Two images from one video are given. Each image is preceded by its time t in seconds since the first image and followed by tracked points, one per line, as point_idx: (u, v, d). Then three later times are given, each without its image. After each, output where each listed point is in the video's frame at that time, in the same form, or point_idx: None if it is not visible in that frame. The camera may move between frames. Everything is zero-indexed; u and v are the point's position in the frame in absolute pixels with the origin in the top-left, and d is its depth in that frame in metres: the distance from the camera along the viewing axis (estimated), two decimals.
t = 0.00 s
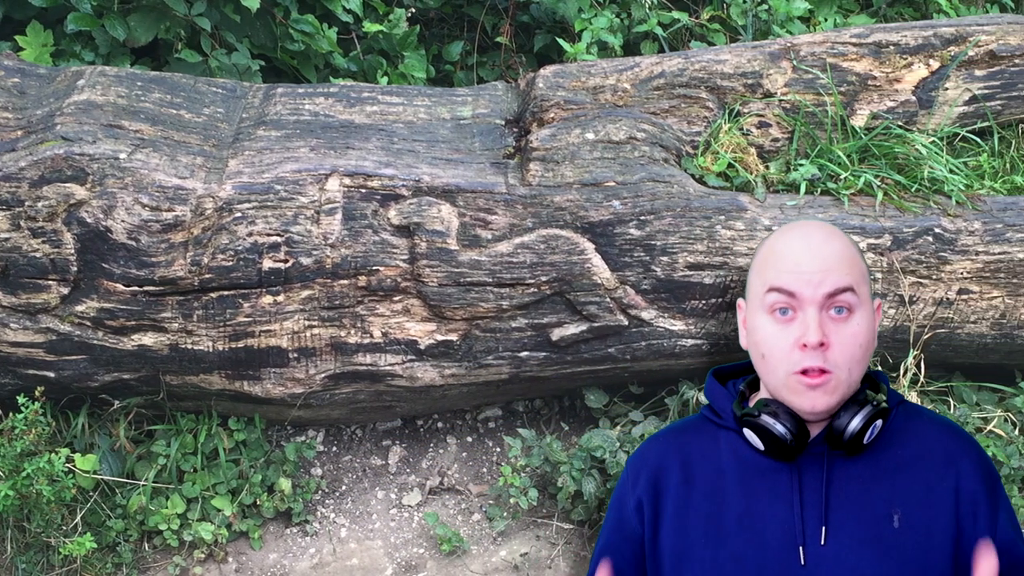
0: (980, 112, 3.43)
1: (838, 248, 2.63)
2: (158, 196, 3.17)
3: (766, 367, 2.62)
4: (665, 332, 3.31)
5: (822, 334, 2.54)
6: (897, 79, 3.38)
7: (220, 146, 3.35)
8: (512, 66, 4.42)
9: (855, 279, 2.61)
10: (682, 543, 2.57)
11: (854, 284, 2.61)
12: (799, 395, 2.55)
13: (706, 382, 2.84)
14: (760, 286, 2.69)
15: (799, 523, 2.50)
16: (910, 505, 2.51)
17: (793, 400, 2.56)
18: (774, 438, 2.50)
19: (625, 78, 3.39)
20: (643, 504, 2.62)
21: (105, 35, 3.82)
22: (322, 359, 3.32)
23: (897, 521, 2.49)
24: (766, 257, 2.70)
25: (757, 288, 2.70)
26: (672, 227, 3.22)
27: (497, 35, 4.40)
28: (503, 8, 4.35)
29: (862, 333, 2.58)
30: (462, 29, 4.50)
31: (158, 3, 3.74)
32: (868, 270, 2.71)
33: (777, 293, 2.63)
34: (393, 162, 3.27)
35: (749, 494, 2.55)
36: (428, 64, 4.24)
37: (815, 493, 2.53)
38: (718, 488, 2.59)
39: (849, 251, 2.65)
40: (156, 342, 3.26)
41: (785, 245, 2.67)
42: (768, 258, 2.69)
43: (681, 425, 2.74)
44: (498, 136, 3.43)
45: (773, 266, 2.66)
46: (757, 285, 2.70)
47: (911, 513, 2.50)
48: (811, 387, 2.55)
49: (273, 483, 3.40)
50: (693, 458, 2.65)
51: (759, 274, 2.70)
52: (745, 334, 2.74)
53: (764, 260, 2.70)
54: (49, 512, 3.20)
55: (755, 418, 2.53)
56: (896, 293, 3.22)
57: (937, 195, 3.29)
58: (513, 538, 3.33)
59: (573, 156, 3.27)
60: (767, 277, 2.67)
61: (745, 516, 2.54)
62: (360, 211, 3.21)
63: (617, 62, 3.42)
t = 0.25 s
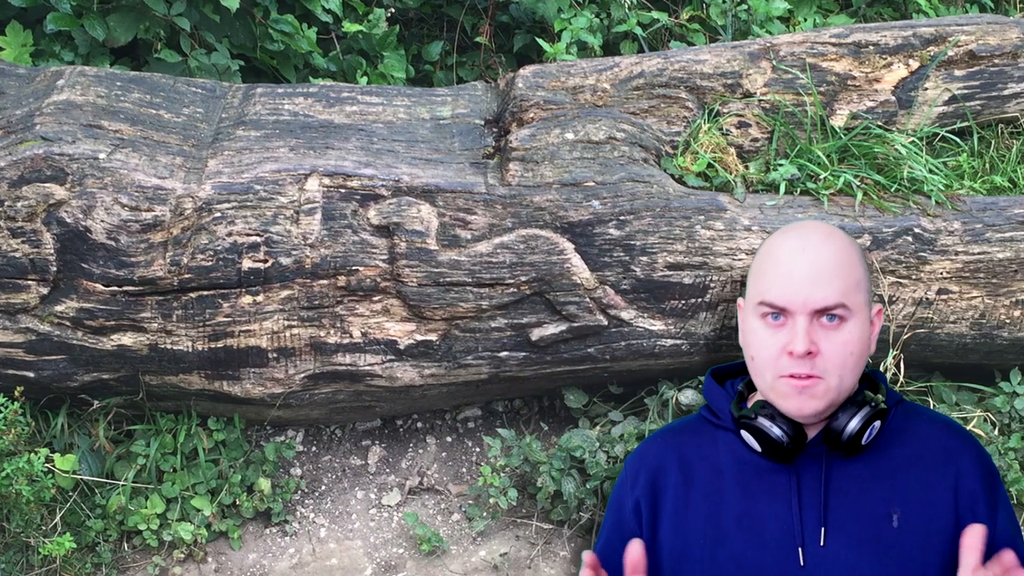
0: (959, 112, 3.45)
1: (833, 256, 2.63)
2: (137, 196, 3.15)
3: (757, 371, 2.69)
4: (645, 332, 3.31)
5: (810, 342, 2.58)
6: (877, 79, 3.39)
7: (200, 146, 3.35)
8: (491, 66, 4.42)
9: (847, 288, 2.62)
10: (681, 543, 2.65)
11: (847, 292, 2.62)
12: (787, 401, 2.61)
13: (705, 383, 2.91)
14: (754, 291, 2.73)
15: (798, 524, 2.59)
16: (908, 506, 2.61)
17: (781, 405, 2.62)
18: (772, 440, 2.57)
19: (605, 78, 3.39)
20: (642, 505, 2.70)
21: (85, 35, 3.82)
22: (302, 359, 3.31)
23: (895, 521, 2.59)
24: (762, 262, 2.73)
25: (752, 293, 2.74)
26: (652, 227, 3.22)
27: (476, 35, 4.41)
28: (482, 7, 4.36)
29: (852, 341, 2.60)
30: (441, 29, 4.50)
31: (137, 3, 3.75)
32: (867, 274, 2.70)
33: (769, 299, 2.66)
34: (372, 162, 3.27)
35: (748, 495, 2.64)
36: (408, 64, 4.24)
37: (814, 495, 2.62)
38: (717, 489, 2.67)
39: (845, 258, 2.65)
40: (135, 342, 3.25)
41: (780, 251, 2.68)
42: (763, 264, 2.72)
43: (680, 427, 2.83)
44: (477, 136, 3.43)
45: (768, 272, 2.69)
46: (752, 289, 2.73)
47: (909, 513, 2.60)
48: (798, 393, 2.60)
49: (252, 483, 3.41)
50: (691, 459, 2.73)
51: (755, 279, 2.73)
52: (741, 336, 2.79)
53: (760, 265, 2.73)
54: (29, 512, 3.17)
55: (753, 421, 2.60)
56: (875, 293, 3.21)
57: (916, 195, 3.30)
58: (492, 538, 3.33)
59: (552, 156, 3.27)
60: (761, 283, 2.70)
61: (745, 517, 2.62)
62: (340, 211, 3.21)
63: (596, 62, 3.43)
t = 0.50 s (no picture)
0: (938, 112, 3.51)
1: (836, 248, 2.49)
2: (116, 196, 3.15)
3: (755, 364, 2.53)
4: (624, 332, 3.31)
5: (810, 334, 2.44)
6: (856, 79, 3.44)
7: (179, 146, 3.34)
8: (470, 66, 4.43)
9: (849, 281, 2.48)
10: (681, 541, 2.46)
11: (848, 286, 2.47)
12: (785, 394, 2.45)
13: (704, 383, 2.73)
14: (754, 285, 2.59)
15: (796, 524, 2.39)
16: (909, 504, 2.40)
17: (780, 398, 2.46)
18: (771, 439, 2.39)
19: (584, 78, 3.41)
20: (643, 504, 2.50)
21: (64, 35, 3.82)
22: (281, 359, 3.31)
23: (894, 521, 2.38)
24: (763, 255, 2.59)
25: (752, 285, 2.60)
26: (631, 227, 3.21)
27: (455, 35, 4.42)
28: (462, 7, 4.37)
29: (854, 335, 2.46)
30: (420, 29, 4.51)
31: (116, 3, 3.75)
32: (870, 270, 2.56)
33: (769, 290, 2.52)
34: (352, 162, 3.27)
35: (749, 494, 2.45)
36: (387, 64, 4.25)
37: (813, 493, 2.43)
38: (717, 487, 2.48)
39: (847, 252, 2.51)
40: (114, 342, 3.24)
41: (782, 243, 2.55)
42: (763, 257, 2.58)
43: (679, 426, 2.64)
44: (456, 136, 3.44)
45: (769, 264, 2.55)
46: (752, 281, 2.60)
47: (910, 514, 2.39)
48: (797, 386, 2.44)
49: (232, 483, 3.41)
50: (692, 457, 2.54)
51: (755, 272, 2.59)
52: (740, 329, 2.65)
53: (761, 257, 2.60)
54: (7, 513, 3.17)
55: (752, 419, 2.42)
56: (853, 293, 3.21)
57: (895, 195, 3.30)
58: (471, 538, 3.34)
59: (532, 156, 3.27)
60: (761, 275, 2.57)
61: (745, 516, 2.43)
62: (319, 211, 3.20)
63: (576, 62, 3.44)
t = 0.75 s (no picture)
0: (918, 112, 3.52)
1: (835, 251, 2.46)
2: (96, 196, 3.14)
3: (757, 367, 2.49)
4: (603, 332, 3.31)
5: (813, 337, 2.40)
6: (835, 79, 3.45)
7: (158, 146, 3.34)
8: (450, 66, 4.43)
9: (849, 284, 2.45)
10: (680, 542, 2.45)
11: (849, 289, 2.44)
12: (788, 397, 2.42)
13: (703, 383, 2.72)
14: (754, 288, 2.55)
15: (796, 522, 2.38)
16: (908, 504, 2.39)
17: (782, 402, 2.43)
18: (770, 437, 2.39)
19: (563, 78, 3.41)
20: (642, 505, 2.49)
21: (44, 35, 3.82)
22: (260, 359, 3.31)
23: (893, 520, 2.38)
24: (762, 258, 2.55)
25: (752, 289, 2.56)
26: (610, 227, 3.21)
27: (434, 35, 4.42)
28: (441, 7, 4.38)
29: (855, 338, 2.43)
30: (400, 29, 4.51)
31: (96, 3, 3.76)
32: (868, 272, 2.53)
33: (770, 293, 2.48)
34: (331, 162, 3.27)
35: (747, 493, 2.44)
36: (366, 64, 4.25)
37: (812, 492, 2.42)
38: (715, 487, 2.47)
39: (846, 255, 2.49)
40: (94, 342, 3.23)
41: (782, 246, 2.51)
42: (764, 259, 2.54)
43: (679, 427, 2.62)
44: (436, 136, 3.43)
45: (769, 268, 2.51)
46: (752, 285, 2.55)
47: (908, 513, 2.38)
48: (798, 390, 2.41)
49: (211, 483, 3.41)
50: (691, 458, 2.53)
51: (755, 275, 2.55)
52: (741, 333, 2.60)
53: (760, 260, 2.55)
54: None
55: (751, 418, 2.42)
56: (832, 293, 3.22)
57: (875, 195, 3.31)
58: (451, 538, 3.34)
59: (511, 156, 3.27)
60: (761, 278, 2.53)
61: (743, 515, 2.42)
62: (298, 211, 3.20)
63: (555, 62, 3.44)
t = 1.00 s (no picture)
0: (896, 112, 3.53)
1: (830, 251, 2.59)
2: (75, 196, 3.14)
3: (757, 366, 2.63)
4: (583, 332, 3.31)
5: (812, 336, 2.53)
6: (814, 79, 3.46)
7: (137, 146, 3.33)
8: (429, 66, 4.44)
9: (845, 283, 2.57)
10: (678, 543, 2.54)
11: (845, 288, 2.57)
12: (789, 395, 2.54)
13: (702, 383, 2.84)
14: (753, 289, 2.67)
15: (794, 522, 2.46)
16: (905, 504, 2.46)
17: (783, 399, 2.56)
18: (768, 437, 2.49)
19: (543, 78, 3.41)
20: (639, 505, 2.60)
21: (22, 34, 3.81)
22: (239, 359, 3.31)
23: (891, 520, 2.45)
24: (759, 260, 2.68)
25: (750, 290, 2.69)
26: (589, 227, 3.21)
27: (413, 35, 4.43)
28: (420, 8, 4.38)
29: (853, 335, 2.56)
30: (379, 29, 4.52)
31: (75, 2, 3.75)
32: (861, 269, 2.66)
33: (769, 295, 2.61)
34: (310, 162, 3.27)
35: (745, 493, 2.53)
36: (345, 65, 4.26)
37: (810, 493, 2.50)
38: (715, 488, 2.56)
39: (841, 255, 2.61)
40: (74, 342, 3.24)
41: (778, 248, 2.64)
42: (758, 261, 2.68)
43: (678, 427, 2.74)
44: (415, 136, 3.44)
45: (766, 271, 2.63)
46: (750, 287, 2.68)
47: (905, 513, 2.45)
48: (800, 388, 2.54)
49: (190, 483, 3.41)
50: (688, 459, 2.63)
51: (753, 277, 2.68)
52: (741, 334, 2.73)
53: (757, 262, 2.68)
54: None
55: (749, 417, 2.52)
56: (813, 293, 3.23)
57: (854, 194, 3.32)
58: (430, 538, 3.35)
59: (490, 156, 3.27)
60: (760, 280, 2.65)
61: (741, 515, 2.51)
62: (277, 211, 3.20)
63: (534, 61, 3.44)
